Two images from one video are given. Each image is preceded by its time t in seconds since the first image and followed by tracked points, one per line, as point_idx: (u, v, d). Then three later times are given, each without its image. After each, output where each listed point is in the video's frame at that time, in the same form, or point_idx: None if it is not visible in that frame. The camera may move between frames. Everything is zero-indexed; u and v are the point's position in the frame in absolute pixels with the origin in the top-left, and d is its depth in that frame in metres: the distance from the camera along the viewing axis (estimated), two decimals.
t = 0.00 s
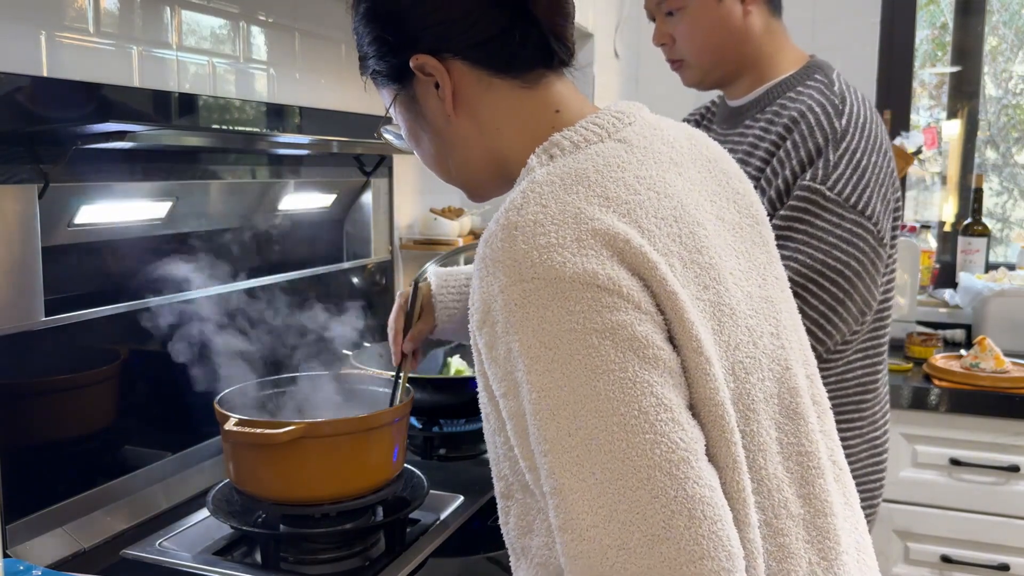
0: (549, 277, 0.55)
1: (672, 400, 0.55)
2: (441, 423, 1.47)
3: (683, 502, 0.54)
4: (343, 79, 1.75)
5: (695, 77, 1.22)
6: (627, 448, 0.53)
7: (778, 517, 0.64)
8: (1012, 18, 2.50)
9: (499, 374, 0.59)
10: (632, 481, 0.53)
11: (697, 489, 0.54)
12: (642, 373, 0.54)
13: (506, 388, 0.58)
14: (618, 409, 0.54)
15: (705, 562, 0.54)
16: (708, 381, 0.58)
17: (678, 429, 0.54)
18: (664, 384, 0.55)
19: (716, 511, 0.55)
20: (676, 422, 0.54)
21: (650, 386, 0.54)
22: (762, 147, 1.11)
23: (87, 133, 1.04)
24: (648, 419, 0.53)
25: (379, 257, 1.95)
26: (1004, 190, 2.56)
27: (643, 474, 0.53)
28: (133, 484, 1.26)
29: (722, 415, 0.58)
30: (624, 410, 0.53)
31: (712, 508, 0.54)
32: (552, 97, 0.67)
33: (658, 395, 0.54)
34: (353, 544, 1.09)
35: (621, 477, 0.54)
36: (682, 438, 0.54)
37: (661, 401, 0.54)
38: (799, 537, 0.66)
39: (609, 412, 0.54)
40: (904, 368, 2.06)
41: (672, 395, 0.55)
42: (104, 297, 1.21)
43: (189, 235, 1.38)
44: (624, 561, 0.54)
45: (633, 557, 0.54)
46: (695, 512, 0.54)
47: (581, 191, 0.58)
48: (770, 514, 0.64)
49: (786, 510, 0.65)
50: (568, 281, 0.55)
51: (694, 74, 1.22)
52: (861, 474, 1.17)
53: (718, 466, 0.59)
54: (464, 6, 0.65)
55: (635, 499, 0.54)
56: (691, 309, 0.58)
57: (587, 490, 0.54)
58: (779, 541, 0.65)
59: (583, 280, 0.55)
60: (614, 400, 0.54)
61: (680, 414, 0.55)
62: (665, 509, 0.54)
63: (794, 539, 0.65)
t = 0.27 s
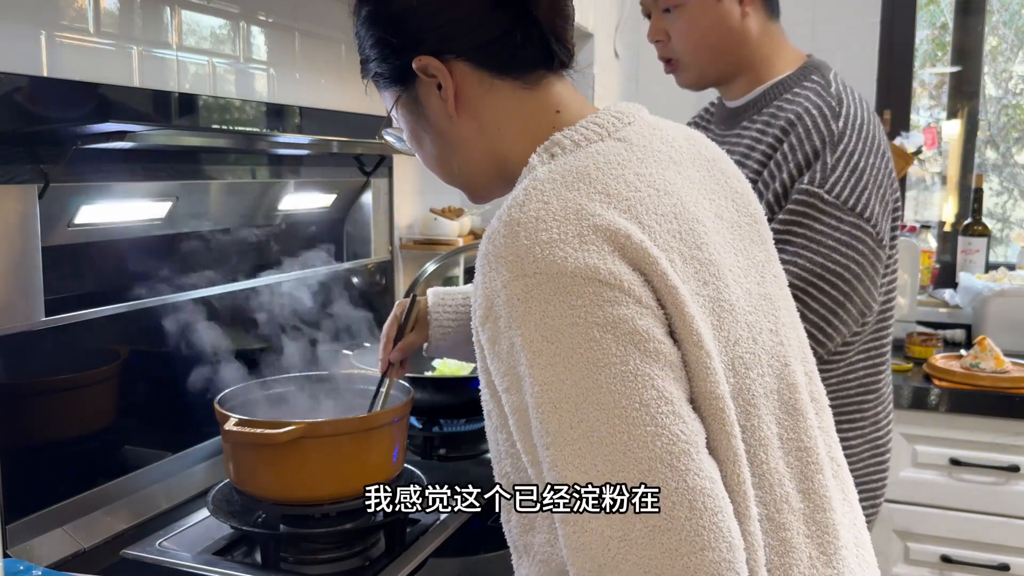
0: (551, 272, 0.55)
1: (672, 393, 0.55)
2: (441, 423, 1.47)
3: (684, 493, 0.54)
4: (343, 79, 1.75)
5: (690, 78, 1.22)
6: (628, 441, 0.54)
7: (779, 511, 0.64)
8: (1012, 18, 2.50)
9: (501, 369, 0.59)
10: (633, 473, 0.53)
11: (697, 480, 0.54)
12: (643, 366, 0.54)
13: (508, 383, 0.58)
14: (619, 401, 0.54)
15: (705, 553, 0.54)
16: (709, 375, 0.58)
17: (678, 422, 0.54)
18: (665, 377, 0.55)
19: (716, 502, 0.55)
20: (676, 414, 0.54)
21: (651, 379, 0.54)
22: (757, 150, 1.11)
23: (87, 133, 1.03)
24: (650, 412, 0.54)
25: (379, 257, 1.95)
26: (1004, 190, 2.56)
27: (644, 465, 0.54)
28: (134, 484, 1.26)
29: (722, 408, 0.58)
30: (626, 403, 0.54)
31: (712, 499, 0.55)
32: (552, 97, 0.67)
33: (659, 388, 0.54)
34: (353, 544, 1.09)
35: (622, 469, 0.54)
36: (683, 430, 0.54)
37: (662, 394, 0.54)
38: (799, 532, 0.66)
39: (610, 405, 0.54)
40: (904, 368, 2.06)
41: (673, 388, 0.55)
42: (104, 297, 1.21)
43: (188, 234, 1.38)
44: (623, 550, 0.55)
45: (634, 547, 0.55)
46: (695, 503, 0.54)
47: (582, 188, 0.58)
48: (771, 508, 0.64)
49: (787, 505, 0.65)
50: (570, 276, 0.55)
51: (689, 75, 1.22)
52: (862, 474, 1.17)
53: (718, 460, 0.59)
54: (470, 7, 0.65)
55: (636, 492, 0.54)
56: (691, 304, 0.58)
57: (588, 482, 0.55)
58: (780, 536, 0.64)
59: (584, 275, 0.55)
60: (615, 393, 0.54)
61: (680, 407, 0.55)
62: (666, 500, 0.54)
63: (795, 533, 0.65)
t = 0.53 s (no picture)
0: (550, 270, 0.55)
1: (670, 391, 0.55)
2: (441, 424, 1.47)
3: (681, 490, 0.54)
4: (343, 79, 1.75)
5: (685, 77, 1.22)
6: (626, 438, 0.54)
7: (779, 511, 0.64)
8: (1012, 18, 2.50)
9: (501, 367, 0.59)
10: (631, 470, 0.54)
11: (695, 478, 0.54)
12: (641, 364, 0.54)
13: (508, 381, 0.58)
14: (617, 400, 0.54)
15: (703, 551, 0.54)
16: (707, 372, 0.58)
17: (676, 420, 0.54)
18: (663, 375, 0.55)
19: (714, 500, 0.55)
20: (674, 412, 0.54)
21: (650, 377, 0.54)
22: (752, 151, 1.11)
23: (87, 133, 1.04)
24: (648, 410, 0.54)
25: (378, 257, 1.95)
26: (1004, 190, 2.56)
27: (642, 463, 0.54)
28: (134, 484, 1.26)
29: (721, 407, 0.58)
30: (624, 400, 0.54)
31: (710, 497, 0.55)
32: (552, 98, 0.67)
33: (657, 386, 0.54)
34: (353, 544, 1.09)
35: (620, 467, 0.54)
36: (681, 428, 0.54)
37: (660, 392, 0.54)
38: (800, 531, 0.66)
39: (609, 403, 0.54)
40: (903, 368, 2.06)
41: (671, 386, 0.55)
42: (104, 297, 1.21)
43: (188, 234, 1.38)
44: (621, 548, 0.55)
45: (632, 545, 0.55)
46: (693, 501, 0.54)
47: (582, 187, 0.58)
48: (772, 508, 0.64)
49: (787, 504, 0.65)
50: (569, 274, 0.55)
51: (684, 75, 1.22)
52: (862, 475, 1.17)
53: (718, 458, 0.59)
54: (472, 9, 0.65)
55: (635, 490, 0.54)
56: (689, 302, 0.58)
57: (587, 479, 0.55)
58: (780, 535, 0.65)
59: (583, 273, 0.55)
60: (613, 391, 0.54)
61: (678, 405, 0.55)
62: (663, 498, 0.54)
63: (796, 532, 0.65)
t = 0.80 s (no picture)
0: (547, 270, 0.55)
1: (666, 391, 0.55)
2: (441, 423, 1.47)
3: (676, 490, 0.54)
4: (343, 79, 1.75)
5: (688, 77, 1.22)
6: (621, 438, 0.54)
7: (779, 511, 0.64)
8: (1012, 18, 2.50)
9: (498, 367, 0.59)
10: (627, 470, 0.54)
11: (691, 478, 0.54)
12: (637, 364, 0.54)
13: (505, 380, 0.58)
14: (613, 399, 0.54)
15: (698, 550, 0.54)
16: (704, 372, 0.58)
17: (672, 419, 0.54)
18: (659, 375, 0.55)
19: (710, 500, 0.55)
20: (670, 412, 0.54)
21: (645, 377, 0.54)
22: (755, 149, 1.11)
23: (87, 133, 1.04)
24: (643, 409, 0.54)
25: (379, 257, 1.95)
26: (1004, 190, 2.56)
27: (637, 463, 0.54)
28: (134, 484, 1.26)
29: (718, 406, 0.58)
30: (619, 401, 0.54)
31: (706, 497, 0.55)
32: (552, 98, 0.67)
33: (653, 386, 0.54)
34: (354, 544, 1.09)
35: (615, 466, 0.54)
36: (676, 428, 0.54)
37: (655, 391, 0.54)
38: (799, 531, 0.66)
39: (604, 403, 0.54)
40: (903, 368, 2.06)
41: (667, 385, 0.55)
42: (104, 298, 1.21)
43: (188, 234, 1.38)
44: (617, 547, 0.55)
45: (629, 544, 0.55)
46: (688, 501, 0.54)
47: (580, 187, 0.58)
48: (772, 508, 0.64)
49: (787, 504, 0.65)
50: (565, 274, 0.55)
51: (687, 75, 1.22)
52: (863, 476, 1.17)
53: (714, 458, 0.59)
54: (473, 10, 0.65)
55: (634, 490, 0.54)
56: (686, 302, 0.58)
57: (582, 479, 0.55)
58: (780, 535, 0.65)
59: (579, 273, 0.55)
60: (608, 391, 0.54)
61: (674, 405, 0.55)
62: (658, 497, 0.54)
63: (796, 533, 0.65)
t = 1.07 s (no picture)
0: (544, 270, 0.55)
1: (663, 391, 0.55)
2: (441, 423, 1.47)
3: (673, 490, 0.54)
4: (343, 79, 1.75)
5: (693, 74, 1.22)
6: (617, 438, 0.54)
7: (778, 512, 0.64)
8: (1012, 18, 2.50)
9: (496, 366, 0.59)
10: (624, 469, 0.54)
11: (687, 478, 0.54)
12: (633, 364, 0.54)
13: (503, 380, 0.58)
14: (609, 399, 0.54)
15: (694, 551, 0.54)
16: (701, 372, 0.58)
17: (668, 419, 0.54)
18: (655, 375, 0.55)
19: (706, 500, 0.55)
20: (666, 412, 0.54)
21: (641, 376, 0.54)
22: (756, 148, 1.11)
23: (87, 133, 1.04)
24: (639, 409, 0.54)
25: (379, 257, 1.95)
26: (1004, 190, 2.56)
27: (633, 463, 0.54)
28: (134, 484, 1.26)
29: (716, 406, 0.58)
30: (615, 400, 0.54)
31: (702, 498, 0.55)
32: (551, 99, 0.67)
33: (649, 386, 0.54)
34: (354, 544, 1.09)
35: (611, 466, 0.54)
36: (673, 428, 0.54)
37: (652, 391, 0.54)
38: (799, 531, 0.66)
39: (600, 402, 0.54)
40: (904, 368, 2.06)
41: (663, 385, 0.55)
42: (104, 298, 1.21)
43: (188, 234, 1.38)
44: (614, 547, 0.55)
45: (625, 544, 0.55)
46: (684, 501, 0.54)
47: (578, 187, 0.58)
48: (771, 509, 0.64)
49: (787, 505, 0.65)
50: (562, 274, 0.55)
51: (692, 72, 1.22)
52: (863, 477, 1.17)
53: (712, 458, 0.59)
54: (473, 10, 0.65)
55: (633, 490, 0.54)
56: (684, 302, 0.58)
57: (578, 478, 0.55)
58: (780, 536, 0.64)
59: (576, 273, 0.55)
60: (604, 391, 0.54)
61: (671, 405, 0.55)
62: (653, 497, 0.54)
63: (795, 534, 0.65)
